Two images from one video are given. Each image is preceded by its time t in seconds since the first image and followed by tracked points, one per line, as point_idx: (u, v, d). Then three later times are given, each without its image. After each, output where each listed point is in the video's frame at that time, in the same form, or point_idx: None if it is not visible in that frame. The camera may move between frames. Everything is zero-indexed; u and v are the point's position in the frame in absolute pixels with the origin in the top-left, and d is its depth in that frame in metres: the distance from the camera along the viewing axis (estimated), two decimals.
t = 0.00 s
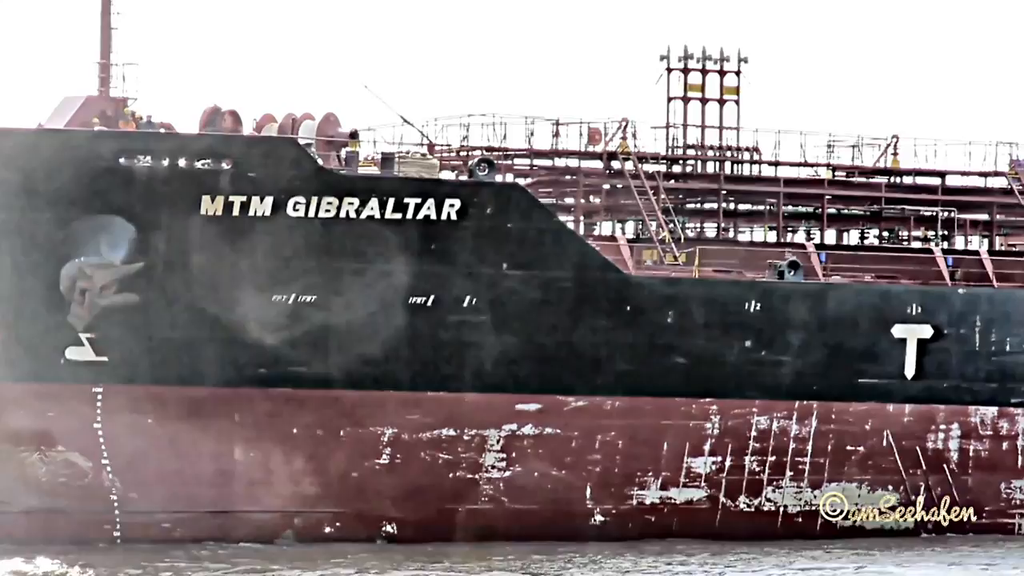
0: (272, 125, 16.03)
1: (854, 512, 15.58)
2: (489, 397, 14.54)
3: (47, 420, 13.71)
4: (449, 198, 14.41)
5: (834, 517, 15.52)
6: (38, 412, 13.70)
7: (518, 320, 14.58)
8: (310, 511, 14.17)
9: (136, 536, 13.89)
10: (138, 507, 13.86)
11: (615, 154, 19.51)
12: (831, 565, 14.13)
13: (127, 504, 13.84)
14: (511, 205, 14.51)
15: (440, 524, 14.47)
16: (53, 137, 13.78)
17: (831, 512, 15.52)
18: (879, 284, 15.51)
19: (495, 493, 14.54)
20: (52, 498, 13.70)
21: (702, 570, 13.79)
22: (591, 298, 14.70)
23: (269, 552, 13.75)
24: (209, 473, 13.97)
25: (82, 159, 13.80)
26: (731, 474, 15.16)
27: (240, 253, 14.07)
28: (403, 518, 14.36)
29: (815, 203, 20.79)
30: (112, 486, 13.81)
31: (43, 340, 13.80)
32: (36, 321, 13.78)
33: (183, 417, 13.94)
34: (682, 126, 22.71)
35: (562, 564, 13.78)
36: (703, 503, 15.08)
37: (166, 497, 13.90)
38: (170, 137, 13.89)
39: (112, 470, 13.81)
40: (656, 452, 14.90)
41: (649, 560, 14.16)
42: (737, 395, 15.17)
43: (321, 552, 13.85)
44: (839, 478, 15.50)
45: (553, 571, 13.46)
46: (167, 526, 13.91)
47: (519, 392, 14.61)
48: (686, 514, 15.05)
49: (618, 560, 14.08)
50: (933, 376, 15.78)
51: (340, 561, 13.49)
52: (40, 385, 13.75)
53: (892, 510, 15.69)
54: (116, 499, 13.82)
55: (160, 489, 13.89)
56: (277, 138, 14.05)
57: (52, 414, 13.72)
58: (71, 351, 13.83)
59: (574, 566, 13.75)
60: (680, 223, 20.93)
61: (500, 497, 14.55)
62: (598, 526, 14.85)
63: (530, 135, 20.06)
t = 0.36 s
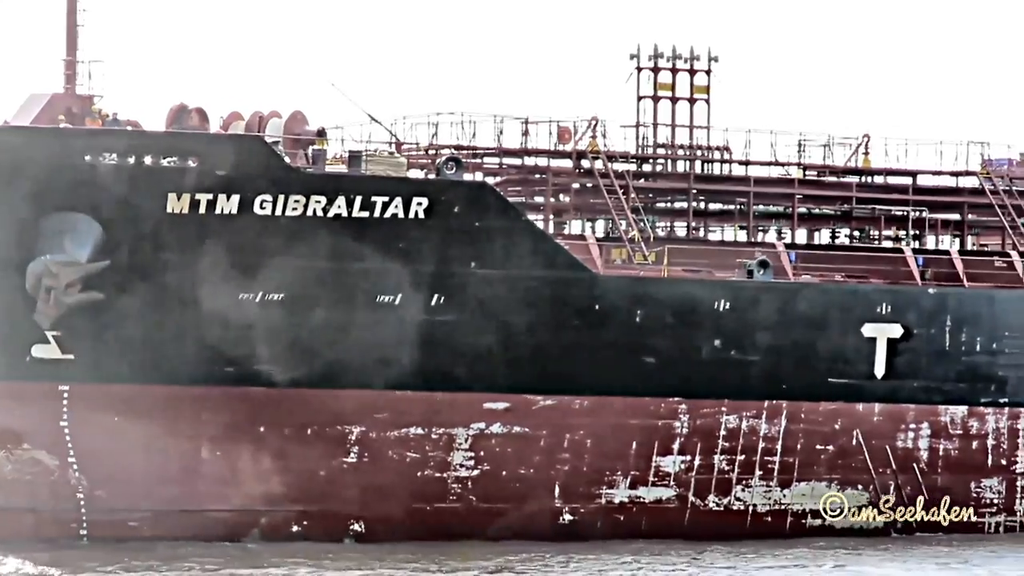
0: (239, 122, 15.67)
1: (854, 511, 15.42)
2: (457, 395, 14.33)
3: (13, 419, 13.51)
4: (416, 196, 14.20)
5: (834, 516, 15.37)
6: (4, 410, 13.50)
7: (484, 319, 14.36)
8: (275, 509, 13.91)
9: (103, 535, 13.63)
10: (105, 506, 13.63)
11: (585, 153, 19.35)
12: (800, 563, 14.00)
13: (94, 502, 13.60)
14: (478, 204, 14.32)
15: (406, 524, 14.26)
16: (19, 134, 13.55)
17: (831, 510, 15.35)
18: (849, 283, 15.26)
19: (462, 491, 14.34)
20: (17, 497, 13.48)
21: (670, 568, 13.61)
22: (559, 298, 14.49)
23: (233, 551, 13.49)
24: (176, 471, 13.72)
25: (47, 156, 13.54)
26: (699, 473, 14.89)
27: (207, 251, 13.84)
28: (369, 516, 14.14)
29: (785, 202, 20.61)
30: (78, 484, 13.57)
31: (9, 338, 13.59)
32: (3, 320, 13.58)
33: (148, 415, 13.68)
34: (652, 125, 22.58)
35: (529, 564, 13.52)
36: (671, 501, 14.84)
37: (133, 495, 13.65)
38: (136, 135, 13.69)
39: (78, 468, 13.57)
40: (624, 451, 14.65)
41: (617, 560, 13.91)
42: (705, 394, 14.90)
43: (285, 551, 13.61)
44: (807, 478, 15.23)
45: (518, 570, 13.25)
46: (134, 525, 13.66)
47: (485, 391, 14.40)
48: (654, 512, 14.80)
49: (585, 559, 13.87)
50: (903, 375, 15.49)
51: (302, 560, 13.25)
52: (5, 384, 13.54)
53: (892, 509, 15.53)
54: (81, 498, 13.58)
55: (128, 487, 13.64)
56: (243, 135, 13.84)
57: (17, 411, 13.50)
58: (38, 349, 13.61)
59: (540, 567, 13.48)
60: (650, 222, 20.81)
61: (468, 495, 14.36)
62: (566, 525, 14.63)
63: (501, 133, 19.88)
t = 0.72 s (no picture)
0: (199, 117, 15.27)
1: (854, 511, 15.25)
2: (416, 392, 14.04)
3: None
4: (376, 191, 13.88)
5: (834, 517, 15.18)
6: None
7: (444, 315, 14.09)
8: (235, 506, 13.61)
9: (61, 530, 13.35)
10: (63, 501, 13.30)
11: (546, 148, 19.11)
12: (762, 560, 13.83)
13: (51, 498, 13.28)
14: (439, 199, 14.01)
15: (366, 520, 13.97)
16: None
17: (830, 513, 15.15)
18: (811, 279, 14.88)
19: (422, 488, 14.04)
20: None
21: (632, 565, 13.37)
22: (520, 294, 14.23)
23: (190, 547, 13.17)
24: (134, 468, 13.37)
25: (5, 149, 13.18)
26: (660, 470, 14.64)
27: (166, 245, 13.53)
28: (328, 512, 13.84)
29: (747, 198, 20.46)
30: (35, 479, 13.24)
31: None
32: None
33: (106, 411, 13.33)
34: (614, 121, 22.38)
35: (486, 563, 13.18)
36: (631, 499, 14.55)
37: (91, 491, 13.32)
38: (94, 128, 13.29)
39: (35, 464, 13.23)
40: (585, 448, 14.37)
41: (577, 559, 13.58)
42: (665, 391, 14.60)
43: (242, 548, 13.31)
44: (768, 474, 14.94)
45: (478, 568, 12.97)
46: (91, 521, 13.36)
47: (445, 387, 14.11)
48: (615, 509, 14.51)
49: (546, 556, 13.61)
50: (864, 373, 15.09)
51: (257, 557, 12.93)
52: None
53: (892, 509, 15.36)
54: (39, 494, 13.26)
55: (86, 483, 13.30)
56: (203, 129, 13.47)
57: None
58: None
59: (497, 566, 13.13)
60: (611, 218, 20.61)
61: (428, 492, 14.05)
62: (525, 522, 14.36)
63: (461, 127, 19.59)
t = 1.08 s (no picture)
0: (144, 112, 14.90)
1: (855, 511, 14.73)
2: (363, 387, 13.71)
3: None
4: (323, 186, 13.60)
5: (834, 516, 14.69)
6: None
7: (391, 309, 13.78)
8: (182, 502, 13.23)
9: (6, 527, 12.98)
10: (7, 499, 12.96)
11: (494, 142, 18.80)
12: (716, 552, 13.52)
13: None
14: (386, 194, 13.74)
15: (315, 517, 13.57)
16: None
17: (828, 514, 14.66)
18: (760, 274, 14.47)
19: (370, 484, 13.65)
20: None
21: (583, 560, 13.00)
22: (468, 289, 13.93)
23: (136, 545, 12.78)
24: (81, 465, 13.05)
25: None
26: (608, 466, 14.14)
27: (113, 241, 13.29)
28: (277, 508, 13.43)
29: (696, 192, 20.23)
30: None
31: None
32: None
33: (52, 407, 13.08)
34: (564, 117, 22.15)
35: (429, 561, 12.69)
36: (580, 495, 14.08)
37: (37, 487, 12.98)
38: (39, 123, 13.12)
39: None
40: (534, 443, 13.99)
41: (524, 555, 13.11)
42: (615, 386, 14.24)
43: (187, 544, 12.92)
44: (718, 470, 14.35)
45: (425, 565, 12.55)
46: (37, 519, 12.98)
47: (394, 383, 13.83)
48: (565, 505, 14.06)
49: (496, 552, 13.23)
50: (812, 368, 14.58)
51: (198, 554, 12.53)
52: None
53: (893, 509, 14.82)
54: None
55: (31, 480, 12.97)
56: (149, 124, 13.28)
57: None
58: None
59: (439, 563, 12.65)
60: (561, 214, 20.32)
61: (376, 488, 13.66)
62: (474, 518, 13.93)
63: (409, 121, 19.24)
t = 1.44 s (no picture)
0: (90, 109, 15.01)
1: (854, 511, 14.58)
2: (310, 385, 13.35)
3: None
4: (270, 182, 13.27)
5: (834, 516, 14.55)
6: None
7: (340, 307, 13.46)
8: (129, 501, 12.91)
9: None
10: None
11: (442, 138, 18.49)
12: (669, 547, 13.35)
13: None
14: (334, 190, 13.40)
15: (263, 515, 13.25)
16: None
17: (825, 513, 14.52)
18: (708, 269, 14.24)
19: (318, 482, 13.34)
20: None
21: (534, 557, 12.77)
22: (416, 286, 13.63)
23: (82, 544, 12.46)
24: (26, 464, 12.73)
25: None
26: (558, 462, 13.91)
27: (57, 237, 12.92)
28: (224, 506, 13.11)
29: (646, 187, 20.04)
30: None
31: None
32: None
33: None
34: (513, 112, 21.85)
35: (373, 560, 12.33)
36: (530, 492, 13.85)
37: None
38: None
39: None
40: (483, 440, 13.74)
41: (474, 553, 12.82)
42: (565, 382, 14.00)
43: (133, 542, 12.59)
44: (668, 466, 14.16)
45: (372, 563, 12.25)
46: None
47: (339, 378, 13.46)
48: (513, 502, 13.82)
49: (446, 549, 12.95)
50: (761, 364, 14.32)
51: (145, 552, 12.23)
52: None
53: (892, 509, 14.67)
54: None
55: None
56: (95, 122, 12.97)
57: None
58: None
59: (387, 562, 12.32)
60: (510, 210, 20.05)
61: (324, 486, 13.35)
62: (423, 516, 13.65)
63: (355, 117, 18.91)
